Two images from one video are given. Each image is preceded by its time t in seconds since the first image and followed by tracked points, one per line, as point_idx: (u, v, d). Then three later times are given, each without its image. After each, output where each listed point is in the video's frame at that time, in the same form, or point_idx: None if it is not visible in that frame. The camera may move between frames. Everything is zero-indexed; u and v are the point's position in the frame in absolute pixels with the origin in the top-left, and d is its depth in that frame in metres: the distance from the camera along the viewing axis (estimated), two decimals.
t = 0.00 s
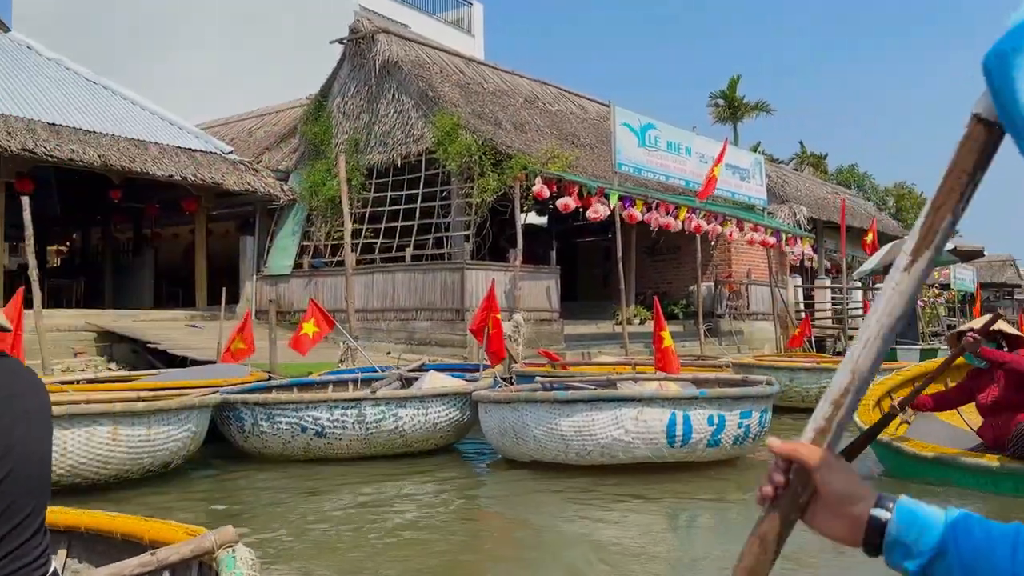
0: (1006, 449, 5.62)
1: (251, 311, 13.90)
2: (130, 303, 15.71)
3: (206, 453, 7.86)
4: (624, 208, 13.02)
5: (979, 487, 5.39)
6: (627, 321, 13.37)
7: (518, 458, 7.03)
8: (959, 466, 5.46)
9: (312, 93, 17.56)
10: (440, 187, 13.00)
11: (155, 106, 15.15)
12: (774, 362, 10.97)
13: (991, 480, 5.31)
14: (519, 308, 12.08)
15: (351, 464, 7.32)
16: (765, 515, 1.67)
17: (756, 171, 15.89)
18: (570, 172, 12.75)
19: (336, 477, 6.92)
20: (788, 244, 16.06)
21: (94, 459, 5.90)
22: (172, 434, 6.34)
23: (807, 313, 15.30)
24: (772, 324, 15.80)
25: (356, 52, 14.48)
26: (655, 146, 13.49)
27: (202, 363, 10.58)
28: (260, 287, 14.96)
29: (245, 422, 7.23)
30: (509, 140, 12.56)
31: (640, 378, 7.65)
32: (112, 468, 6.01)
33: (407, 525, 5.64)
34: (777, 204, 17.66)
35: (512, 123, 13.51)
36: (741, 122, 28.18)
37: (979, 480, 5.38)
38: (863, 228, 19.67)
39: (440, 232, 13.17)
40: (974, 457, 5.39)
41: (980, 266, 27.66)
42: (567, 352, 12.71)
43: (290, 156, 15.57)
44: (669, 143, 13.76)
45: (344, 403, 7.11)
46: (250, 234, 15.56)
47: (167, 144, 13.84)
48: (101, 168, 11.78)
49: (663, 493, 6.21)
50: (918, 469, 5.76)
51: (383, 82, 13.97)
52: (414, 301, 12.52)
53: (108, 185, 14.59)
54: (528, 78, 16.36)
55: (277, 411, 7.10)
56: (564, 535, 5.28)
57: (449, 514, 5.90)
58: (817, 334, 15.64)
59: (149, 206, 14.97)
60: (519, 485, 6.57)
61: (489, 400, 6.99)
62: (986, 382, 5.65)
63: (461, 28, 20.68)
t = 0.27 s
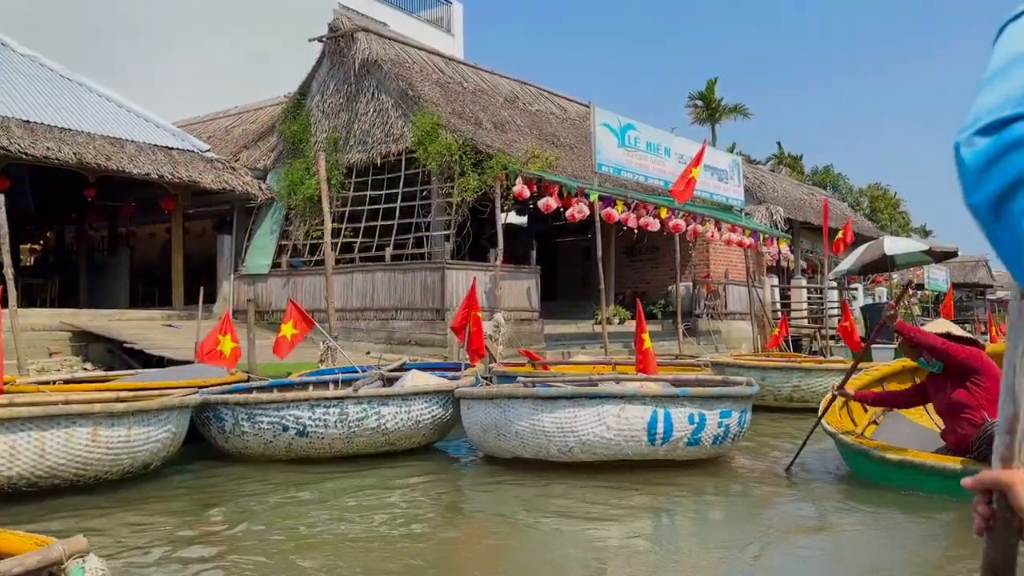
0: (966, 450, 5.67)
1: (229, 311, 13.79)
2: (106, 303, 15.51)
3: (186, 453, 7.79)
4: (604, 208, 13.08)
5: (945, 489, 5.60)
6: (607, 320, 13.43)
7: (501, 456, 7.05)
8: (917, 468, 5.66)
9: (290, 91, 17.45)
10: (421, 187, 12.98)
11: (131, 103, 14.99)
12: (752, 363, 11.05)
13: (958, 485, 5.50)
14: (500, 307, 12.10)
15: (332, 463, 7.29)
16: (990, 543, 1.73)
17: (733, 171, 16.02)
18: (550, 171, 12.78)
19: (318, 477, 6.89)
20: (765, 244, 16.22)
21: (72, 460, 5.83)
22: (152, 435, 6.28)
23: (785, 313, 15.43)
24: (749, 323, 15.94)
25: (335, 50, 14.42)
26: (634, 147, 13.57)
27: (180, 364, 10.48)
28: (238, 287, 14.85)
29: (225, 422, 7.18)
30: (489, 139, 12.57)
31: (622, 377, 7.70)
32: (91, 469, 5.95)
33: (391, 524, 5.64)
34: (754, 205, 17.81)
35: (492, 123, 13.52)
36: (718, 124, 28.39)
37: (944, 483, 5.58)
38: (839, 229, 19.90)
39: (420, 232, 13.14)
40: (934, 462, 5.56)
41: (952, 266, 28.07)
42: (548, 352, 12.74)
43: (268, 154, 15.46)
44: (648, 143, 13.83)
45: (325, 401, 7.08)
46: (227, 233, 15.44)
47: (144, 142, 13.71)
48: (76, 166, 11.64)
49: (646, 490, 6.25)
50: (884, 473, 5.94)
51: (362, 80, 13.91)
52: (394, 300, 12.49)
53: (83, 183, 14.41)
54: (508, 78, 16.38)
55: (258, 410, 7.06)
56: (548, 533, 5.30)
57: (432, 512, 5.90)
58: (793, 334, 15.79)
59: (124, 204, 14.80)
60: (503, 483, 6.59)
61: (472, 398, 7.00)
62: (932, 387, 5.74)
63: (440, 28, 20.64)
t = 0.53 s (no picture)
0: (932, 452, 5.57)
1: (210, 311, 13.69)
2: (84, 303, 15.36)
3: (167, 454, 7.73)
4: (587, 209, 13.12)
5: (909, 491, 5.55)
6: (590, 321, 13.47)
7: (486, 456, 7.05)
8: (881, 469, 5.60)
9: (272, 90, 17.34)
10: (403, 187, 12.96)
11: (111, 101, 14.85)
12: (733, 363, 11.11)
13: (922, 485, 5.44)
14: (483, 308, 12.11)
15: (316, 463, 7.26)
16: None
17: (714, 173, 16.12)
18: (533, 172, 12.79)
19: (302, 477, 6.86)
20: (745, 246, 16.35)
21: (54, 461, 5.77)
22: (134, 436, 6.23)
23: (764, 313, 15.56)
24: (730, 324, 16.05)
25: (317, 49, 14.36)
26: (617, 148, 13.62)
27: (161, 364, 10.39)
28: (219, 287, 14.74)
29: (208, 423, 7.13)
30: (472, 140, 12.57)
31: (606, 377, 7.73)
32: (73, 471, 5.90)
33: (376, 524, 5.63)
34: (735, 206, 17.94)
35: (476, 124, 13.52)
36: (699, 127, 28.59)
37: (908, 484, 5.53)
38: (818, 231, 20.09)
39: (403, 232, 13.11)
40: (898, 461, 5.50)
41: (929, 267, 28.40)
42: (530, 353, 12.76)
43: (249, 153, 15.36)
44: (630, 145, 13.89)
45: (309, 402, 7.05)
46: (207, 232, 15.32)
47: (123, 140, 13.60)
48: (54, 164, 11.52)
49: (630, 489, 6.29)
50: (850, 474, 5.91)
51: (345, 80, 13.86)
52: (376, 300, 12.46)
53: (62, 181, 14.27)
54: (491, 79, 16.38)
55: (241, 410, 7.02)
56: (533, 532, 5.32)
57: (418, 512, 5.89)
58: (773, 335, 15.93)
59: (103, 203, 14.65)
60: (487, 483, 6.59)
61: (457, 398, 7.00)
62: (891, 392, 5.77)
63: (422, 27, 20.60)
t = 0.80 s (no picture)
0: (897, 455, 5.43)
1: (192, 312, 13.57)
2: (64, 305, 15.21)
3: (150, 457, 7.64)
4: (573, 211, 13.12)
5: (874, 494, 5.43)
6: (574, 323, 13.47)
7: (472, 459, 7.02)
8: (845, 471, 5.49)
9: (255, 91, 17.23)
10: (389, 188, 12.92)
11: (93, 101, 14.72)
12: (718, 365, 11.13)
13: (885, 488, 5.33)
14: (468, 310, 12.08)
15: (301, 467, 7.20)
16: None
17: (699, 177, 16.17)
18: (519, 174, 12.77)
19: (287, 479, 6.80)
20: (729, 249, 16.43)
21: (37, 463, 5.69)
22: (119, 438, 6.15)
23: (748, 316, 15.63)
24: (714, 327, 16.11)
25: (302, 49, 14.28)
26: (602, 151, 13.63)
27: (142, 366, 10.28)
28: (201, 288, 14.63)
29: (192, 425, 7.05)
30: (458, 141, 12.55)
31: (593, 379, 7.72)
32: (56, 473, 5.81)
33: (363, 526, 5.58)
34: (718, 209, 18.00)
35: (461, 125, 13.50)
36: (682, 131, 28.73)
37: (873, 486, 5.40)
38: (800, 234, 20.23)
39: (388, 233, 13.06)
40: (861, 464, 5.38)
41: (909, 271, 28.65)
42: (516, 355, 12.74)
43: (232, 154, 15.25)
44: (615, 148, 13.90)
45: (295, 405, 7.00)
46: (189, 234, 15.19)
47: (105, 140, 13.48)
48: (35, 164, 11.40)
49: (617, 492, 6.28)
50: (817, 476, 5.79)
51: (330, 80, 13.78)
52: (361, 302, 12.40)
53: (42, 182, 14.13)
54: (476, 81, 16.36)
55: (225, 413, 6.97)
56: (521, 534, 5.30)
57: (405, 514, 5.85)
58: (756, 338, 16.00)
59: (84, 203, 14.50)
60: (475, 485, 6.56)
61: (444, 401, 6.98)
62: (855, 394, 5.63)
63: (407, 29, 20.55)
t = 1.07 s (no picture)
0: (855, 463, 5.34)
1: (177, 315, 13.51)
2: (47, 307, 15.09)
3: (137, 460, 7.62)
4: (560, 215, 13.18)
5: (829, 500, 5.37)
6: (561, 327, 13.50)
7: (460, 462, 7.03)
8: (801, 476, 5.40)
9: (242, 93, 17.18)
10: (376, 191, 12.92)
11: (78, 102, 14.64)
12: (704, 368, 11.19)
13: (841, 494, 5.27)
14: (455, 313, 12.09)
15: (289, 470, 7.19)
16: None
17: (685, 181, 16.25)
18: (506, 178, 12.80)
19: (276, 483, 6.79)
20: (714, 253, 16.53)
21: (23, 466, 5.65)
22: (106, 440, 6.12)
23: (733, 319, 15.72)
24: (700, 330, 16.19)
25: (289, 52, 14.26)
26: (589, 156, 13.69)
27: (127, 368, 10.22)
28: (186, 291, 14.56)
29: (179, 428, 7.04)
30: (445, 145, 12.57)
31: (581, 382, 7.75)
32: (43, 476, 5.78)
33: (352, 529, 5.59)
34: (704, 213, 18.11)
35: (449, 129, 13.53)
36: (667, 135, 28.88)
37: (829, 492, 5.34)
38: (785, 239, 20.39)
39: (375, 236, 13.05)
40: (818, 468, 5.30)
41: (892, 275, 28.90)
42: (503, 359, 12.76)
43: (218, 156, 15.19)
44: (602, 152, 13.97)
45: (283, 407, 6.98)
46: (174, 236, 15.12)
47: (90, 141, 13.41)
48: (20, 165, 11.33)
49: (605, 495, 6.32)
50: (774, 481, 5.71)
51: (317, 83, 13.77)
52: (348, 305, 12.38)
53: (26, 183, 14.04)
54: (464, 84, 16.39)
55: (213, 415, 6.94)
56: (511, 537, 5.32)
57: (394, 518, 5.85)
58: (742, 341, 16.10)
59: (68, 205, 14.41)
60: (464, 488, 6.58)
61: (434, 404, 6.99)
62: (819, 398, 5.58)
63: (395, 32, 20.55)
